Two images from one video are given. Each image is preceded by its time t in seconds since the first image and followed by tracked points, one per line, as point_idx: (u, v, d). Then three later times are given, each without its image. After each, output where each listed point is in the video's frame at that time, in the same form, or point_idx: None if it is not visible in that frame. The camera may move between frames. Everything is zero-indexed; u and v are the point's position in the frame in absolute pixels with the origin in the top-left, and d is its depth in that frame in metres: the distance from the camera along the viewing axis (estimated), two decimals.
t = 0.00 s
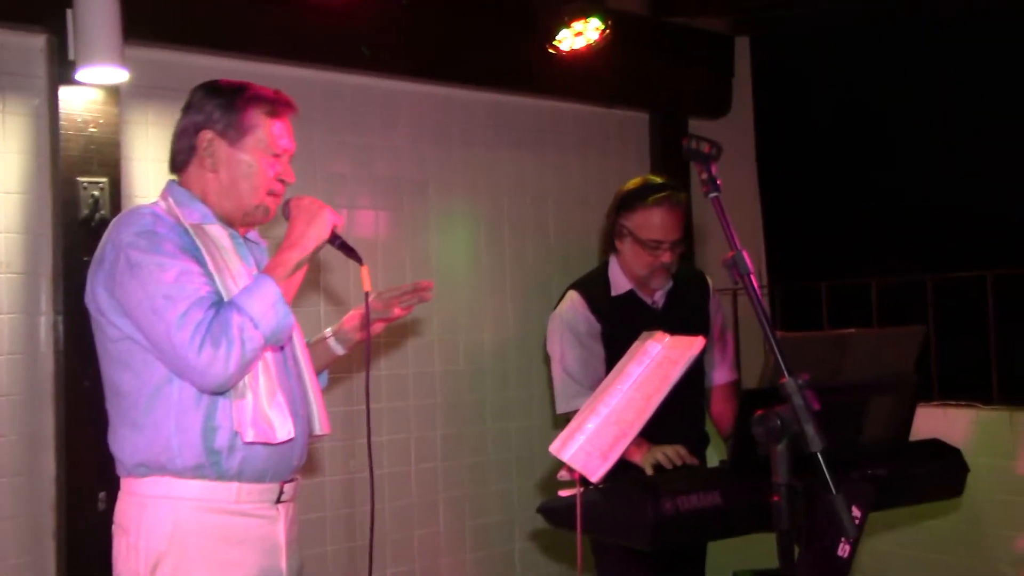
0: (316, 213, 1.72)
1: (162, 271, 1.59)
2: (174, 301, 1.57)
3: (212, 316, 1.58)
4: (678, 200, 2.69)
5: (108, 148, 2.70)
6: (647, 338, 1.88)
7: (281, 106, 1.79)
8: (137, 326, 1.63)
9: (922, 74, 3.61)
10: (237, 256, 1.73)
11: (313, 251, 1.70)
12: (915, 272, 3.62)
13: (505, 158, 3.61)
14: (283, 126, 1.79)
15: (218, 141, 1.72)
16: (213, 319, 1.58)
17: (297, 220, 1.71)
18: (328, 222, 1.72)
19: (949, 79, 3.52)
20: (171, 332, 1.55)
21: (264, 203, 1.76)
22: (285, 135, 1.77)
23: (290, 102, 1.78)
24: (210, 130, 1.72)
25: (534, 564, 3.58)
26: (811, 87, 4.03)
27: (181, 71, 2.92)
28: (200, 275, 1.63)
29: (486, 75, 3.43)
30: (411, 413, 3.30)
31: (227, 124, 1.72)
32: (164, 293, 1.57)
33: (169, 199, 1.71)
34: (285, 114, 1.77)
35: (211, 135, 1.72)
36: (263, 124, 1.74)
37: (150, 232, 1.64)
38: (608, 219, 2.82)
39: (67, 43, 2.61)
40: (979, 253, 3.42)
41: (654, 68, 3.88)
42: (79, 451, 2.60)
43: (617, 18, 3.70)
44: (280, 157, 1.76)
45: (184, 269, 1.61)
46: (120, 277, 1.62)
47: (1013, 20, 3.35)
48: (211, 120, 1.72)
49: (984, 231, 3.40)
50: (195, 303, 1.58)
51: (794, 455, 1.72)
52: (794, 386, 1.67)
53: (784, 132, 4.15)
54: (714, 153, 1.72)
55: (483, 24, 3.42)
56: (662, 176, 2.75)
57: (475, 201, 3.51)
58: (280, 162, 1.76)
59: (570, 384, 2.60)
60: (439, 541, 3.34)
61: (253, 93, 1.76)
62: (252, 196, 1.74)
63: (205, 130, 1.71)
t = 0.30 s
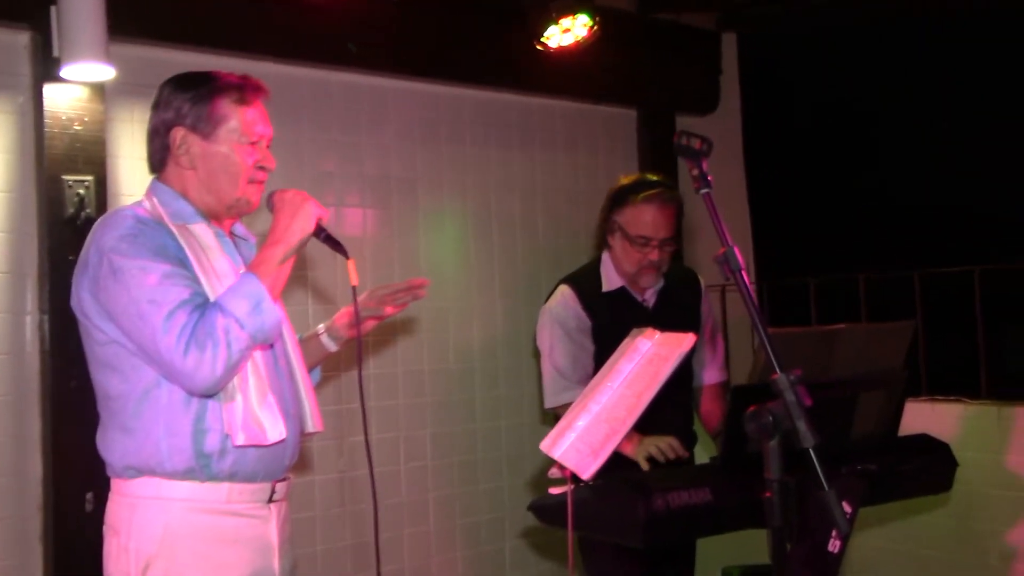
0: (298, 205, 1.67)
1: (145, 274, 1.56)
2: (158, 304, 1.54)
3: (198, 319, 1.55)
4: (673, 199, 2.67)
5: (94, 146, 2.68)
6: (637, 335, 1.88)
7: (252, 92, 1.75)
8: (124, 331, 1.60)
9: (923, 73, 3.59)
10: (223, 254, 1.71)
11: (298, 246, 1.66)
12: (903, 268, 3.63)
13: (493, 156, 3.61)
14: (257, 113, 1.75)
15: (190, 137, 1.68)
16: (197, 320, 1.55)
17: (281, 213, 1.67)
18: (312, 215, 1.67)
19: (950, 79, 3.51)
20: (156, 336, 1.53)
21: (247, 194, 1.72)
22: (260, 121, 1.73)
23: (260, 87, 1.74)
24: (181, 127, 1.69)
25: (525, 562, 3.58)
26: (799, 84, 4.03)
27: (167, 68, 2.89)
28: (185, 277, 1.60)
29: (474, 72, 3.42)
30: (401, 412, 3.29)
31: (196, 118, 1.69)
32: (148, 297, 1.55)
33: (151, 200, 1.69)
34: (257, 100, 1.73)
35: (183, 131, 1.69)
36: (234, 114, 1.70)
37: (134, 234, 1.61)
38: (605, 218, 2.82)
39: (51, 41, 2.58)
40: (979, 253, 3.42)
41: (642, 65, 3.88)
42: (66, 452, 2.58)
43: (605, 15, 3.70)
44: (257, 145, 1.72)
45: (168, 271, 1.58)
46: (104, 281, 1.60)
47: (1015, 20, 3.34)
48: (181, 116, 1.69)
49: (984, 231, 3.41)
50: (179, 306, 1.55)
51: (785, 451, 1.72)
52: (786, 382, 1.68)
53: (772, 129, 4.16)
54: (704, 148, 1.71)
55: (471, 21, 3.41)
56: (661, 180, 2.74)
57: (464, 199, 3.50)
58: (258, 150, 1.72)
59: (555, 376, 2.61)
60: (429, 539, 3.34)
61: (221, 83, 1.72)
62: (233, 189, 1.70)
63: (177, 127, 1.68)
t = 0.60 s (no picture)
0: (298, 211, 1.62)
1: (137, 285, 1.53)
2: (151, 315, 1.51)
3: (192, 326, 1.51)
4: (683, 193, 2.68)
5: (104, 149, 2.69)
6: (645, 335, 1.87)
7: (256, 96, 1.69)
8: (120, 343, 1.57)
9: (923, 74, 3.59)
10: (220, 260, 1.66)
11: (298, 252, 1.60)
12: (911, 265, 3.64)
13: (500, 156, 3.61)
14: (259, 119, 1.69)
15: (191, 142, 1.63)
16: (192, 328, 1.51)
17: (281, 218, 1.61)
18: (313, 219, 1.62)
19: (950, 79, 3.51)
20: (151, 346, 1.49)
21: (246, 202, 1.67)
22: (262, 128, 1.67)
23: (264, 93, 1.68)
24: (182, 131, 1.63)
25: (535, 560, 3.58)
26: (806, 81, 4.03)
27: (175, 71, 2.90)
28: (179, 287, 1.56)
29: (481, 73, 3.43)
30: (411, 412, 3.30)
31: (199, 122, 1.63)
32: (141, 307, 1.51)
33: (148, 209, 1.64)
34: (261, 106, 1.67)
35: (183, 136, 1.63)
36: (236, 120, 1.64)
37: (126, 246, 1.57)
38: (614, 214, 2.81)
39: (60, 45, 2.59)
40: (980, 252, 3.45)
41: (649, 64, 3.88)
42: (78, 454, 2.60)
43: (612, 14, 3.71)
44: (258, 152, 1.67)
45: (160, 282, 1.55)
46: (99, 294, 1.57)
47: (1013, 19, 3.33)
48: (182, 120, 1.64)
49: (984, 231, 3.44)
50: (173, 314, 1.51)
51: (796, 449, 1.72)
52: (796, 379, 1.68)
53: (779, 126, 4.15)
54: (713, 147, 1.72)
55: (477, 21, 3.41)
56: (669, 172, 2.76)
57: (471, 199, 3.51)
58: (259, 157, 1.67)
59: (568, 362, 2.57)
60: (440, 539, 3.34)
61: (225, 87, 1.66)
62: (231, 197, 1.65)
63: (177, 131, 1.63)
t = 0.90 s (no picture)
0: (306, 233, 1.62)
1: (139, 298, 1.52)
2: (150, 328, 1.50)
3: (189, 339, 1.51)
4: (706, 195, 2.68)
5: (123, 158, 2.71)
6: (665, 335, 1.85)
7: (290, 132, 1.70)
8: (120, 356, 1.56)
9: (923, 74, 3.60)
10: (224, 276, 1.66)
11: (304, 274, 1.60)
12: (928, 264, 3.64)
13: (516, 159, 3.62)
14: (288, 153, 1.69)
15: (216, 164, 1.63)
16: (190, 342, 1.50)
17: (288, 240, 1.61)
18: (320, 244, 1.62)
19: (949, 79, 3.52)
20: (149, 359, 1.48)
21: (254, 229, 1.68)
22: (286, 164, 1.67)
23: (299, 130, 1.68)
24: (209, 151, 1.64)
25: (554, 562, 3.59)
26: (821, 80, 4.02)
27: (192, 79, 2.93)
28: (179, 301, 1.56)
29: (495, 77, 3.44)
30: (429, 415, 3.30)
31: (229, 147, 1.63)
32: (140, 320, 1.50)
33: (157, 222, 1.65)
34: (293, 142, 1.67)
35: (209, 155, 1.63)
36: (265, 150, 1.65)
37: (130, 260, 1.57)
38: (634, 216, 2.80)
39: (78, 55, 2.61)
40: (980, 252, 3.50)
41: (662, 66, 3.88)
42: (100, 460, 2.61)
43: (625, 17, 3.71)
44: (277, 186, 1.67)
45: (162, 294, 1.54)
46: (101, 307, 1.56)
47: (1012, 19, 3.33)
48: (213, 141, 1.63)
49: (984, 231, 3.47)
50: (172, 327, 1.51)
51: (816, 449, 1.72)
52: (815, 379, 1.68)
53: (794, 126, 4.15)
54: (729, 148, 1.72)
55: (491, 25, 3.42)
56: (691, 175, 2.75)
57: (487, 202, 3.52)
58: (277, 191, 1.67)
59: (590, 354, 2.57)
60: (459, 542, 3.35)
61: (263, 117, 1.66)
62: (241, 222, 1.66)
63: (204, 150, 1.62)
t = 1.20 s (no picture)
0: (319, 233, 1.54)
1: (155, 306, 1.51)
2: (165, 336, 1.49)
3: (203, 347, 1.48)
4: (732, 200, 2.64)
5: (142, 164, 2.73)
6: (684, 335, 1.84)
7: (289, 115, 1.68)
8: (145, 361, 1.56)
9: (923, 73, 3.72)
10: (243, 275, 1.62)
11: (318, 278, 1.53)
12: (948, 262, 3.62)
13: (531, 160, 3.62)
14: (294, 138, 1.67)
15: (226, 164, 1.62)
16: (205, 349, 1.48)
17: (302, 242, 1.54)
18: (335, 244, 1.54)
19: (950, 79, 3.64)
20: (165, 367, 1.47)
21: (279, 221, 1.65)
22: (296, 147, 1.65)
23: (298, 111, 1.66)
24: (217, 153, 1.63)
25: (574, 563, 3.58)
26: (837, 78, 4.00)
27: (209, 84, 2.94)
28: (197, 307, 1.54)
29: (510, 78, 3.44)
30: (447, 417, 3.31)
31: (233, 144, 1.62)
32: (158, 328, 1.50)
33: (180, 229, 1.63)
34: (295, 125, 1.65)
35: (218, 157, 1.62)
36: (271, 139, 1.63)
37: (149, 267, 1.55)
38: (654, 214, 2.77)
39: (96, 62, 2.63)
40: (979, 251, 3.63)
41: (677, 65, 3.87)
42: (121, 464, 2.63)
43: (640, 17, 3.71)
44: (292, 171, 1.65)
45: (179, 301, 1.52)
46: (125, 314, 1.56)
47: (1013, 19, 3.43)
48: (218, 142, 1.62)
49: (984, 230, 3.60)
50: (187, 335, 1.49)
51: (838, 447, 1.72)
52: (836, 377, 1.67)
53: (810, 125, 4.13)
54: (746, 146, 1.72)
55: (505, 27, 3.42)
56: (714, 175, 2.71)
57: (503, 204, 3.52)
58: (294, 176, 1.65)
59: (620, 360, 2.52)
60: (479, 543, 3.35)
61: (260, 106, 1.65)
62: (265, 217, 1.63)
63: (211, 153, 1.61)
